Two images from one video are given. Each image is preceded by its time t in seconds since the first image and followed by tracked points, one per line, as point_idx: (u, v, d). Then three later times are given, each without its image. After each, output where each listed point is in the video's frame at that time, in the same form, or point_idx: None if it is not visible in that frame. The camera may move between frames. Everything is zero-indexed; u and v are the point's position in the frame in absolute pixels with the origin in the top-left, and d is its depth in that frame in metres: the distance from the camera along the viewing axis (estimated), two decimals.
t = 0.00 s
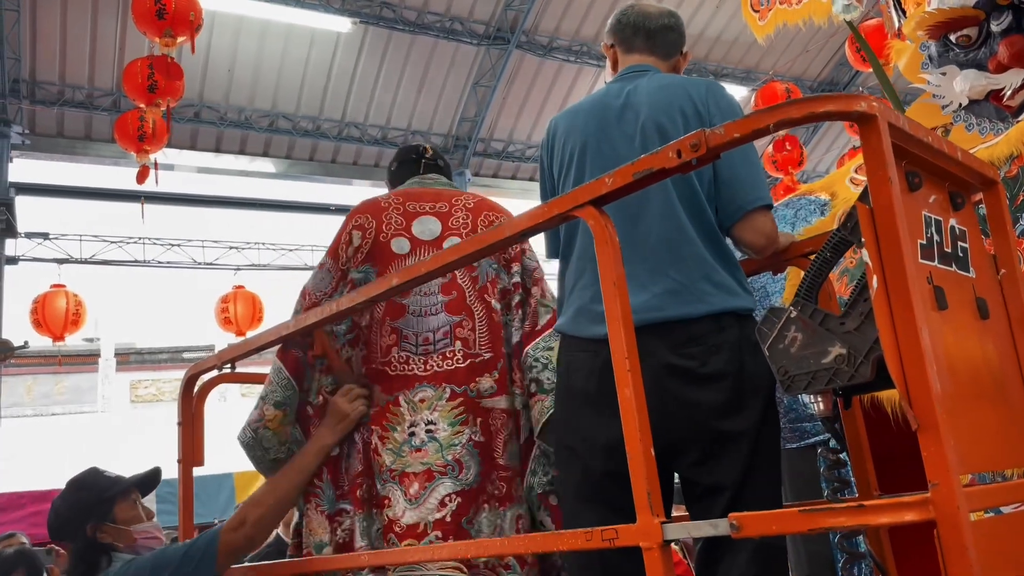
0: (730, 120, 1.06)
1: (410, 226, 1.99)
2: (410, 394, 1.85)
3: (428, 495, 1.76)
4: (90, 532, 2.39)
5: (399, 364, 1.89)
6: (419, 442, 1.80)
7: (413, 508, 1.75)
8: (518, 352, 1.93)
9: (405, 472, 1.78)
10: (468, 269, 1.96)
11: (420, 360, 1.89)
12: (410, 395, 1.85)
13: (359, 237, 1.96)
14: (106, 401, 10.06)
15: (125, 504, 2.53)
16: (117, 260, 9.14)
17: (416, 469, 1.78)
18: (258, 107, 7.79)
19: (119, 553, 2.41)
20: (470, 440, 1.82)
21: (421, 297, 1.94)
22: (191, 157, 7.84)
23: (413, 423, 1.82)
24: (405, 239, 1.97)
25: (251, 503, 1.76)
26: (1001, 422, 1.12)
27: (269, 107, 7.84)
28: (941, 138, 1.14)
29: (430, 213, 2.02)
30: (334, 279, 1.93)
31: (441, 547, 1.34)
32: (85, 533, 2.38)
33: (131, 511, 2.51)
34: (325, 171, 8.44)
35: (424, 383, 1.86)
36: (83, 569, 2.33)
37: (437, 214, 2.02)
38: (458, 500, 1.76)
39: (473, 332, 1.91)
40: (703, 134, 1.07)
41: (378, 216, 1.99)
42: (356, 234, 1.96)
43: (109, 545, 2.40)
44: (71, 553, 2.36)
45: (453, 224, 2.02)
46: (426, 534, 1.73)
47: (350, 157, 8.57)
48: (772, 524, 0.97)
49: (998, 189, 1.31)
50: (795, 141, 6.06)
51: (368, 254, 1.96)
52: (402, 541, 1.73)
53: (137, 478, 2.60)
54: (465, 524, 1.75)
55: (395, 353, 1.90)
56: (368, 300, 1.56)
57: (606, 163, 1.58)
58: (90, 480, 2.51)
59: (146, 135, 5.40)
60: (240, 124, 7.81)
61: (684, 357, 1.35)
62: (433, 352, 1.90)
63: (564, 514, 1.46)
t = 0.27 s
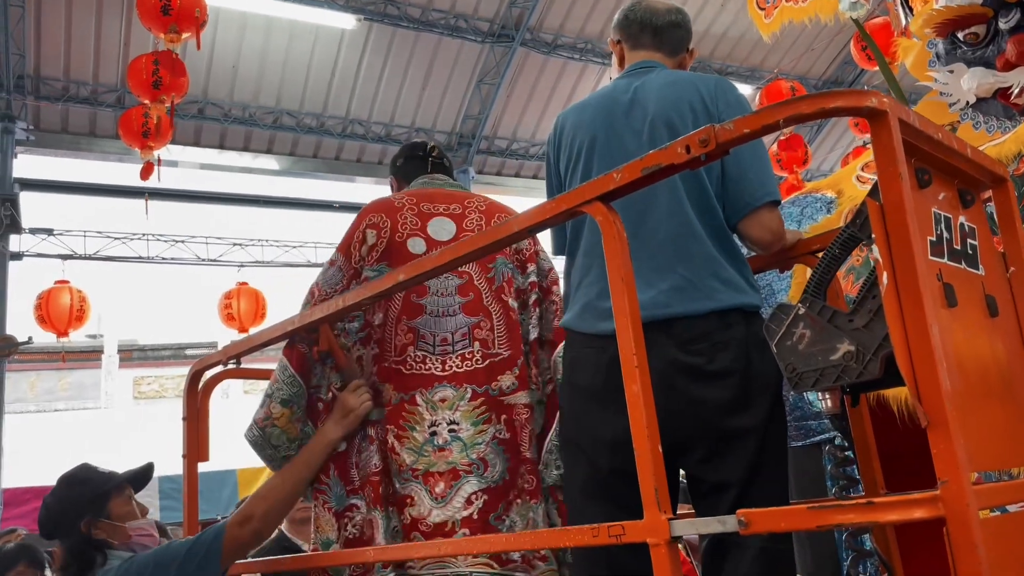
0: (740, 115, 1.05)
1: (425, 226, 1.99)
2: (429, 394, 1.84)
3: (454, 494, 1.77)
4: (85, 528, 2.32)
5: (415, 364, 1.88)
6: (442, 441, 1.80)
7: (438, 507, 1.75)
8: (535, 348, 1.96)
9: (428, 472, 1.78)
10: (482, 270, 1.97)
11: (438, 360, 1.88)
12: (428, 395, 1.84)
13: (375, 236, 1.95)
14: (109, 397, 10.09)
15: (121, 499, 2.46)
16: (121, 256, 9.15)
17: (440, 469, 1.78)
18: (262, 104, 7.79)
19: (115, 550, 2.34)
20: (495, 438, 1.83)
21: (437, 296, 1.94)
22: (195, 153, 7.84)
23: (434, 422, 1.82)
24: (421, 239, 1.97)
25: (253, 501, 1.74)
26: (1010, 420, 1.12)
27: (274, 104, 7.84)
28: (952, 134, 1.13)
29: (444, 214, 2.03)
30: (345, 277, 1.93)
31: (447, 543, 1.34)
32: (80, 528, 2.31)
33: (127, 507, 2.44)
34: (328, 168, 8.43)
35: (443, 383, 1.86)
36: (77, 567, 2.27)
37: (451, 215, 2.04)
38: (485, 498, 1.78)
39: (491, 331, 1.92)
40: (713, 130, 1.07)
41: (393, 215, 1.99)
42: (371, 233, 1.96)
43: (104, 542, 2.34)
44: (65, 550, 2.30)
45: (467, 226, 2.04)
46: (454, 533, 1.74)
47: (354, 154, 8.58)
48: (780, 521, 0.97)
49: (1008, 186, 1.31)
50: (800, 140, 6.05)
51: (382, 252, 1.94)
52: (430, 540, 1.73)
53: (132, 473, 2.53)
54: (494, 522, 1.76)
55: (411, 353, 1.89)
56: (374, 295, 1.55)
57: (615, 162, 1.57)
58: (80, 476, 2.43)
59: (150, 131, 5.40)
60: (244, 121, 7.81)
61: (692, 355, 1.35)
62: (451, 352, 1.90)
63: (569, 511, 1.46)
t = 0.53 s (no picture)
0: (750, 109, 1.05)
1: (409, 232, 1.98)
2: (427, 395, 1.85)
3: (462, 492, 1.78)
4: (88, 520, 2.17)
5: (410, 366, 1.88)
6: (445, 442, 1.81)
7: (447, 506, 1.77)
8: (526, 342, 1.94)
9: (435, 473, 1.80)
10: (468, 269, 1.97)
11: (431, 361, 1.89)
12: (427, 397, 1.85)
13: (360, 243, 1.94)
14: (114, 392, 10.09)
15: (119, 494, 2.30)
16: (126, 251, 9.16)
17: (446, 469, 1.80)
18: (267, 99, 7.79)
19: (117, 545, 2.19)
20: (496, 433, 1.83)
21: (425, 300, 1.95)
22: (201, 148, 7.85)
23: (436, 423, 1.82)
24: (404, 245, 1.96)
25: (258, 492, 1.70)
26: (1020, 418, 1.11)
27: (279, 99, 7.84)
28: (962, 130, 1.12)
29: (427, 217, 2.01)
30: (337, 287, 1.90)
31: (454, 537, 1.34)
32: (82, 521, 2.16)
33: (127, 502, 2.29)
34: (333, 164, 8.42)
35: (439, 384, 1.86)
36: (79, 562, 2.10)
37: (432, 218, 2.01)
38: (493, 493, 1.78)
39: (481, 328, 1.91)
40: (723, 124, 1.06)
41: (375, 222, 1.99)
42: (355, 240, 1.95)
43: (107, 537, 2.18)
44: (64, 544, 2.12)
45: (449, 226, 2.00)
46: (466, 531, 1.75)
47: (359, 150, 8.57)
48: (789, 518, 0.96)
49: (1017, 183, 1.29)
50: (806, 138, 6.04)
51: (369, 259, 1.94)
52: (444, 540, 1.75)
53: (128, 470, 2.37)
54: (504, 516, 1.77)
55: (404, 357, 1.89)
56: (380, 291, 1.55)
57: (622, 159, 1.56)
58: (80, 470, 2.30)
59: (156, 126, 5.41)
60: (250, 117, 7.81)
61: (696, 348, 1.34)
62: (444, 353, 1.89)
63: (574, 508, 1.45)
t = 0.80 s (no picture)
0: (757, 103, 1.05)
1: (369, 242, 1.96)
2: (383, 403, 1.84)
3: (415, 499, 1.75)
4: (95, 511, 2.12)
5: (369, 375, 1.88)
6: (400, 449, 1.80)
7: (403, 512, 1.76)
8: (490, 349, 1.90)
9: (391, 479, 1.79)
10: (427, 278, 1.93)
11: (390, 370, 1.88)
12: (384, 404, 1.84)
13: (323, 258, 1.97)
14: (121, 385, 10.11)
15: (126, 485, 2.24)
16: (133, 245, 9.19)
17: (401, 475, 1.78)
18: (274, 93, 7.79)
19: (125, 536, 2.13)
20: (450, 442, 1.79)
21: (383, 310, 1.93)
22: (207, 142, 7.86)
23: (392, 431, 1.81)
24: (364, 256, 1.95)
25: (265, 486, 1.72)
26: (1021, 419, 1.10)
27: (285, 94, 7.83)
28: (972, 125, 1.12)
29: (386, 227, 1.97)
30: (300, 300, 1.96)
31: (457, 530, 1.34)
32: (89, 511, 2.11)
33: (133, 493, 2.23)
34: (339, 159, 8.42)
35: (398, 392, 1.85)
36: (88, 550, 2.05)
37: (392, 227, 1.97)
38: (446, 500, 1.74)
39: (436, 337, 1.88)
40: (730, 117, 1.06)
41: (336, 235, 1.99)
42: (320, 255, 1.97)
43: (114, 528, 2.13)
44: (72, 534, 2.07)
45: (408, 235, 1.96)
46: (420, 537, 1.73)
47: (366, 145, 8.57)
48: (794, 511, 0.96)
49: None
50: (813, 135, 6.02)
51: (331, 272, 1.95)
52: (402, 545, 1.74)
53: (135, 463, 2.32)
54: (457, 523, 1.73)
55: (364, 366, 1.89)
56: (386, 284, 1.55)
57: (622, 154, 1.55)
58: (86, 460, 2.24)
59: (162, 121, 5.41)
60: (256, 111, 7.80)
61: (697, 334, 1.34)
62: (401, 361, 1.88)
63: (576, 502, 1.45)
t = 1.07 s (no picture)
0: (762, 96, 1.04)
1: (354, 239, 1.96)
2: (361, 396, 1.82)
3: (389, 493, 1.75)
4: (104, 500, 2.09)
5: (349, 369, 1.86)
6: (377, 443, 1.79)
7: (376, 505, 1.73)
8: (467, 360, 1.98)
9: (364, 472, 1.77)
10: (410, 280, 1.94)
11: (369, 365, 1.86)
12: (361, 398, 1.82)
13: (305, 250, 1.94)
14: (129, 376, 10.16)
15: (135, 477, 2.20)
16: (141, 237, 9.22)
17: (376, 469, 1.77)
18: (282, 86, 7.79)
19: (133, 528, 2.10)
20: (427, 440, 1.81)
21: (366, 306, 1.89)
22: (215, 135, 7.87)
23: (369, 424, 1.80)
24: (349, 251, 1.95)
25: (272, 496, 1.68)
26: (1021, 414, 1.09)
27: (294, 87, 7.83)
28: (979, 119, 1.11)
29: (371, 226, 1.99)
30: (284, 293, 1.95)
31: (460, 522, 1.35)
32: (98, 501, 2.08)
33: (142, 482, 2.20)
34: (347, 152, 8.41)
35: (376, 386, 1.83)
36: (95, 540, 2.03)
37: (378, 227, 1.99)
38: (419, 496, 1.75)
39: (420, 337, 1.89)
40: (734, 111, 1.06)
41: (320, 228, 1.96)
42: (301, 247, 1.94)
43: (122, 519, 2.11)
44: (80, 523, 2.05)
45: (393, 237, 1.99)
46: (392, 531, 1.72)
47: (373, 139, 8.56)
48: (796, 506, 0.96)
49: None
50: (822, 130, 6.00)
51: (313, 265, 1.93)
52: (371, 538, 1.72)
53: (145, 451, 2.29)
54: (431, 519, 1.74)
55: (344, 360, 1.87)
56: (390, 277, 1.54)
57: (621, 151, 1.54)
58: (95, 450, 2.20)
59: (171, 113, 5.42)
60: (264, 104, 7.80)
61: (698, 326, 1.34)
62: (381, 358, 1.87)
63: (576, 495, 1.45)
